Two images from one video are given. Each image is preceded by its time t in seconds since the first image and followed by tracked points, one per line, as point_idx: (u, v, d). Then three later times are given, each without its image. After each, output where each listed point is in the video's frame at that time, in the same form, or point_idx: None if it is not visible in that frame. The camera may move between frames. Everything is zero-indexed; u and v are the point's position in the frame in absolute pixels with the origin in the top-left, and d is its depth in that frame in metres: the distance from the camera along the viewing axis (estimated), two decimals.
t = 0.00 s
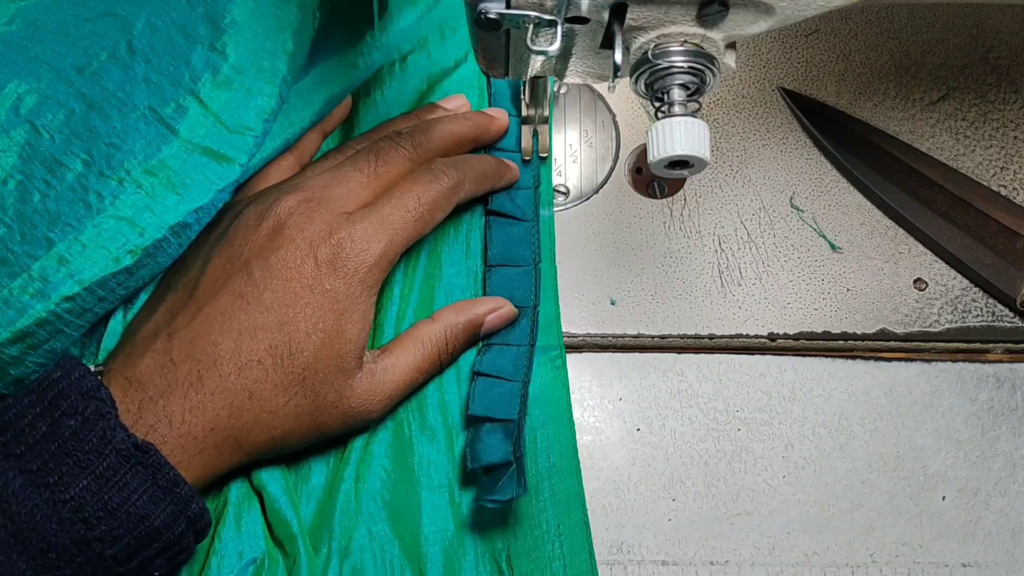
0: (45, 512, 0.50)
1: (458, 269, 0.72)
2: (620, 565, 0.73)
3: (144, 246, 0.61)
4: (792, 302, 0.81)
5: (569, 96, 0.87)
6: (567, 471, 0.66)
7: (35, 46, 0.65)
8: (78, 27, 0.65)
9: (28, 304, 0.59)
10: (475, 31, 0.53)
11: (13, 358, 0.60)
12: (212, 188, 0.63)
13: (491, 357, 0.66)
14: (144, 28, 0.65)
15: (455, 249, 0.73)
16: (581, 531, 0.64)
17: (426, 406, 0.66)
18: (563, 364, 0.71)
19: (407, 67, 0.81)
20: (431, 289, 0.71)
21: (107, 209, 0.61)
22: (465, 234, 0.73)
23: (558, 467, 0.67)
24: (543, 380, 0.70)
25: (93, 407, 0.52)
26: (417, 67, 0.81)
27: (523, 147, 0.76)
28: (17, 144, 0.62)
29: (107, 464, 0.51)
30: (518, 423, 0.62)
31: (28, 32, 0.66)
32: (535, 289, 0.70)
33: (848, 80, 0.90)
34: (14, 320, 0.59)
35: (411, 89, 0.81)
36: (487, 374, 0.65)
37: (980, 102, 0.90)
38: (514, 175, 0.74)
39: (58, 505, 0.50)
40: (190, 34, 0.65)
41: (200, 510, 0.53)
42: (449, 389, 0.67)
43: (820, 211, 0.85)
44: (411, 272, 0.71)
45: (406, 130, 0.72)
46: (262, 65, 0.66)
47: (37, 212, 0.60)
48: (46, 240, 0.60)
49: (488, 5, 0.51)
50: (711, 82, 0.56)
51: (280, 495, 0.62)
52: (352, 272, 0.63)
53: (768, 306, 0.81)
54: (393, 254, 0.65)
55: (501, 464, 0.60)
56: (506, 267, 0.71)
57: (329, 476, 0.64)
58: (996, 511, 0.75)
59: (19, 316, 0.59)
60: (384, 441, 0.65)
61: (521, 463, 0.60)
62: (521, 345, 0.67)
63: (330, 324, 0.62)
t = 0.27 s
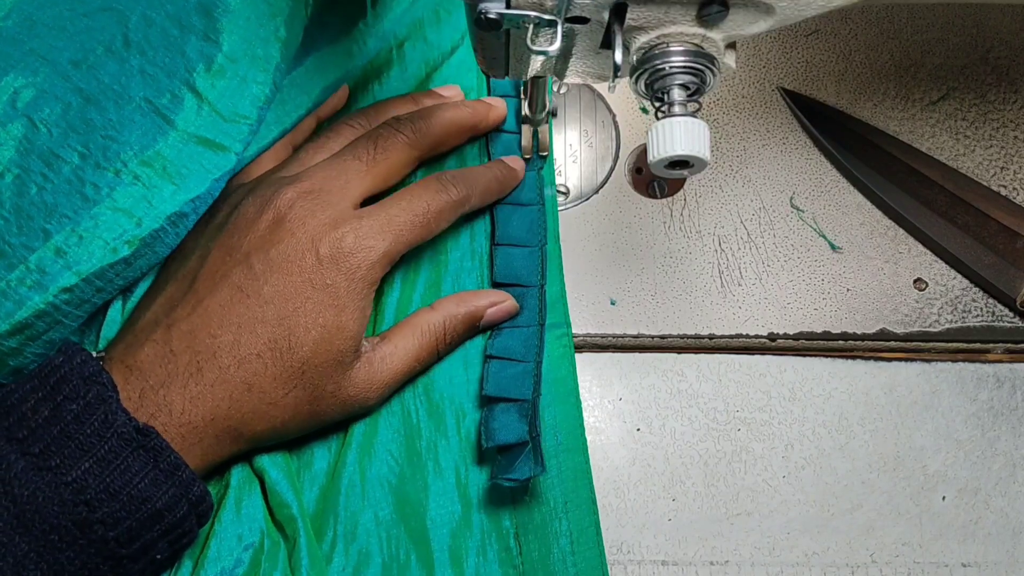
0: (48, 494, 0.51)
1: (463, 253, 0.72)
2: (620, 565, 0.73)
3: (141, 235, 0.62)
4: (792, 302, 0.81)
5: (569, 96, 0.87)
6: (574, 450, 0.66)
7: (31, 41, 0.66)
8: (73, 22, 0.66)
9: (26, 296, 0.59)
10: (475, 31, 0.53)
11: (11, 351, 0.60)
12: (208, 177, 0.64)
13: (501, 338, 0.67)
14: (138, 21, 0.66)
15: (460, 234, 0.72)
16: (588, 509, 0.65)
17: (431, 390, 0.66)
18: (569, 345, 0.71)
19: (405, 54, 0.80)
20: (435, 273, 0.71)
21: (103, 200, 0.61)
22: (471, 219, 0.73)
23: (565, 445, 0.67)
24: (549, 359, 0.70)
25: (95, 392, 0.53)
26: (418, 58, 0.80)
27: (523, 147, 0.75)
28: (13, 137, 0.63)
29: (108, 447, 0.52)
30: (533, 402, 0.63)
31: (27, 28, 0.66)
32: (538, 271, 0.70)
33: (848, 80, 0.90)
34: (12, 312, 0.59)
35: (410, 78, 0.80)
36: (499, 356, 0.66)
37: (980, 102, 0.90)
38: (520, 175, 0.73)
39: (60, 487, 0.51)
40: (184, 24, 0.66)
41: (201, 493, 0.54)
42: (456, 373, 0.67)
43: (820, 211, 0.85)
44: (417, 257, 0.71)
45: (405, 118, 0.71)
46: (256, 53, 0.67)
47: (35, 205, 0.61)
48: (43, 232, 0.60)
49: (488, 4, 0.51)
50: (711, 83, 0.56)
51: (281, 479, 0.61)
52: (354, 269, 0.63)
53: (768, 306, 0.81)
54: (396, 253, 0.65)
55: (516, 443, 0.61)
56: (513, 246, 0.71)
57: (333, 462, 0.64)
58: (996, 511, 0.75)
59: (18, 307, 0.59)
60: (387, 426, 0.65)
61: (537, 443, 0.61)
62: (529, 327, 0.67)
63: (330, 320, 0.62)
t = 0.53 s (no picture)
0: (45, 481, 0.51)
1: (465, 247, 0.72)
2: (620, 565, 0.73)
3: (140, 231, 0.62)
4: (792, 302, 0.81)
5: (569, 97, 0.87)
6: (576, 441, 0.66)
7: (28, 36, 0.66)
8: (69, 18, 0.66)
9: (24, 292, 0.59)
10: (475, 31, 0.53)
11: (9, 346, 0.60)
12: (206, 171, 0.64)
13: (503, 331, 0.67)
14: (135, 16, 0.66)
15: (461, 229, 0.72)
16: (591, 502, 0.63)
17: (432, 382, 0.66)
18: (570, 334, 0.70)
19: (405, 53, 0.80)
20: (435, 264, 0.71)
21: (102, 196, 0.61)
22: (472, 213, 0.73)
23: (567, 436, 0.66)
24: (550, 351, 0.70)
25: (93, 378, 0.52)
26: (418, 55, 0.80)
27: (523, 147, 0.76)
28: (11, 134, 0.63)
29: (106, 434, 0.52)
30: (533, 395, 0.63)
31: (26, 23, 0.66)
32: (537, 262, 0.71)
33: (848, 80, 0.90)
34: (10, 308, 0.59)
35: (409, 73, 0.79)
36: (500, 349, 0.66)
37: (980, 102, 0.90)
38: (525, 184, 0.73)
39: (58, 474, 0.51)
40: (180, 21, 0.66)
41: (200, 481, 0.54)
42: (456, 366, 0.67)
43: (820, 211, 0.85)
44: (418, 253, 0.71)
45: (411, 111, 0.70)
46: (255, 49, 0.67)
47: (33, 202, 0.61)
48: (41, 228, 0.60)
49: (488, 5, 0.51)
50: (711, 83, 0.56)
51: (280, 472, 0.61)
52: (349, 261, 0.62)
53: (768, 306, 0.81)
54: (393, 246, 0.64)
55: (518, 434, 0.61)
56: (513, 240, 0.71)
57: (332, 455, 0.64)
58: (996, 511, 0.75)
59: (16, 303, 0.59)
60: (387, 419, 0.65)
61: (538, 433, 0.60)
62: (530, 319, 0.67)
63: (327, 312, 0.61)
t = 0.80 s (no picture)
0: (42, 485, 0.52)
1: (461, 264, 0.72)
2: (620, 565, 0.73)
3: (140, 235, 0.62)
4: (792, 302, 0.81)
5: (569, 96, 0.87)
6: (571, 459, 0.67)
7: (27, 35, 0.66)
8: (70, 17, 0.66)
9: (23, 293, 0.59)
10: (475, 31, 0.53)
11: (9, 347, 0.60)
12: (208, 178, 0.65)
13: (497, 353, 0.66)
14: (139, 19, 0.66)
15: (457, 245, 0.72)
16: (586, 520, 0.66)
17: (429, 394, 0.67)
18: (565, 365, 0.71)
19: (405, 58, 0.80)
20: (431, 280, 0.71)
21: (102, 199, 0.61)
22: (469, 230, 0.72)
23: (561, 456, 0.68)
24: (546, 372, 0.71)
25: (90, 383, 0.54)
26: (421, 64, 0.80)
27: (523, 147, 0.75)
28: (10, 134, 0.63)
29: (102, 439, 0.53)
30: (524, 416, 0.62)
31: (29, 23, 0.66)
32: (533, 285, 0.70)
33: (848, 80, 0.90)
34: (11, 310, 0.59)
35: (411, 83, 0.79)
36: (493, 371, 0.65)
37: (980, 102, 0.90)
38: (521, 208, 0.72)
39: (54, 479, 0.52)
40: (186, 26, 0.66)
41: (195, 485, 0.55)
42: (452, 382, 0.67)
43: (820, 211, 0.85)
44: (414, 267, 0.71)
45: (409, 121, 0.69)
46: (261, 59, 0.67)
47: (32, 203, 0.61)
48: (40, 230, 0.60)
49: (488, 4, 0.51)
50: (711, 83, 0.56)
51: (277, 477, 0.62)
52: (341, 271, 0.62)
53: (768, 306, 0.81)
54: (386, 257, 0.64)
55: (510, 454, 0.60)
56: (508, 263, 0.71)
57: (330, 461, 0.65)
58: (996, 511, 0.75)
59: (16, 305, 0.59)
60: (385, 428, 0.65)
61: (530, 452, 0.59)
62: (525, 341, 0.67)
63: (318, 323, 0.61)
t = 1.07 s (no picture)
0: (36, 455, 0.50)
1: (461, 241, 0.72)
2: (620, 565, 0.73)
3: (136, 220, 0.62)
4: (792, 302, 0.81)
5: (569, 97, 0.87)
6: (572, 433, 0.68)
7: (20, 24, 0.66)
8: (64, 7, 0.67)
9: (19, 280, 0.59)
10: (475, 31, 0.53)
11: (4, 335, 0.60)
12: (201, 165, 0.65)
13: (499, 329, 0.67)
14: (133, 9, 0.67)
15: (456, 228, 0.72)
16: (588, 494, 0.66)
17: (428, 373, 0.66)
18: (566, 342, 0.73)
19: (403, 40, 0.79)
20: (432, 256, 0.71)
21: (97, 183, 0.61)
22: (469, 216, 0.73)
23: (562, 428, 0.68)
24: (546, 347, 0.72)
25: (82, 355, 0.52)
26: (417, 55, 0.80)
27: (523, 147, 0.77)
28: (5, 122, 0.63)
29: (96, 409, 0.52)
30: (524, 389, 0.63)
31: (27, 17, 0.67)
32: (534, 261, 0.71)
33: (848, 80, 0.90)
34: (8, 297, 0.59)
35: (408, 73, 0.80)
36: (494, 347, 0.66)
37: (979, 102, 0.90)
38: (513, 179, 0.73)
39: (48, 449, 0.51)
40: (179, 14, 0.66)
41: (190, 456, 0.54)
42: (453, 360, 0.67)
43: (820, 211, 0.85)
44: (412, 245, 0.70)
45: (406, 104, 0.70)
46: (254, 43, 0.68)
47: (27, 190, 0.61)
48: (36, 216, 0.60)
49: (488, 5, 0.51)
50: (711, 83, 0.56)
51: (272, 452, 0.60)
52: (338, 245, 0.62)
53: (768, 306, 0.81)
54: (381, 231, 0.64)
55: (507, 428, 0.61)
56: (508, 239, 0.72)
57: (326, 438, 0.63)
58: (996, 511, 0.75)
59: (13, 292, 0.59)
60: (383, 406, 0.64)
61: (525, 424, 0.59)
62: (526, 315, 0.68)
63: (314, 295, 0.61)
